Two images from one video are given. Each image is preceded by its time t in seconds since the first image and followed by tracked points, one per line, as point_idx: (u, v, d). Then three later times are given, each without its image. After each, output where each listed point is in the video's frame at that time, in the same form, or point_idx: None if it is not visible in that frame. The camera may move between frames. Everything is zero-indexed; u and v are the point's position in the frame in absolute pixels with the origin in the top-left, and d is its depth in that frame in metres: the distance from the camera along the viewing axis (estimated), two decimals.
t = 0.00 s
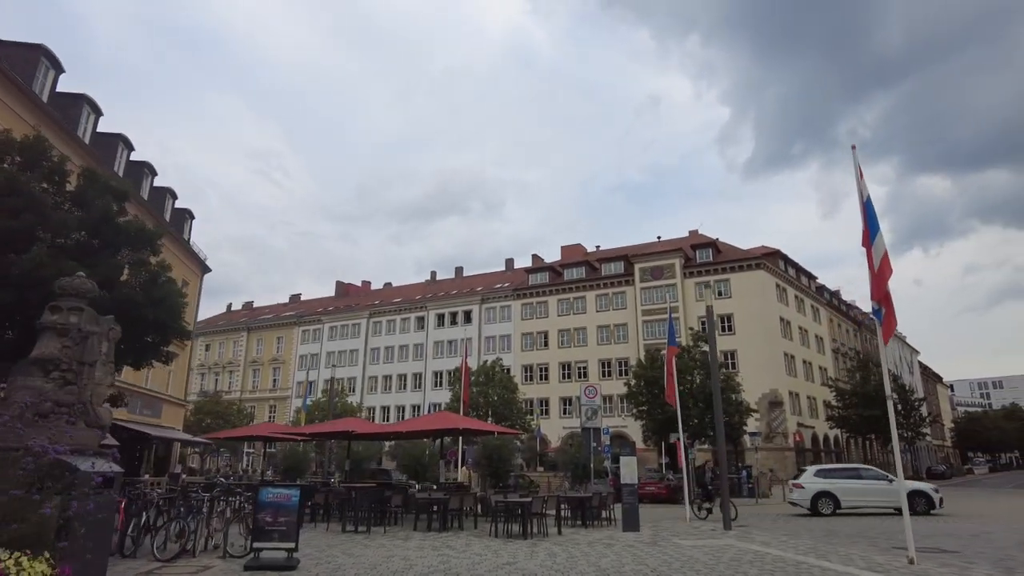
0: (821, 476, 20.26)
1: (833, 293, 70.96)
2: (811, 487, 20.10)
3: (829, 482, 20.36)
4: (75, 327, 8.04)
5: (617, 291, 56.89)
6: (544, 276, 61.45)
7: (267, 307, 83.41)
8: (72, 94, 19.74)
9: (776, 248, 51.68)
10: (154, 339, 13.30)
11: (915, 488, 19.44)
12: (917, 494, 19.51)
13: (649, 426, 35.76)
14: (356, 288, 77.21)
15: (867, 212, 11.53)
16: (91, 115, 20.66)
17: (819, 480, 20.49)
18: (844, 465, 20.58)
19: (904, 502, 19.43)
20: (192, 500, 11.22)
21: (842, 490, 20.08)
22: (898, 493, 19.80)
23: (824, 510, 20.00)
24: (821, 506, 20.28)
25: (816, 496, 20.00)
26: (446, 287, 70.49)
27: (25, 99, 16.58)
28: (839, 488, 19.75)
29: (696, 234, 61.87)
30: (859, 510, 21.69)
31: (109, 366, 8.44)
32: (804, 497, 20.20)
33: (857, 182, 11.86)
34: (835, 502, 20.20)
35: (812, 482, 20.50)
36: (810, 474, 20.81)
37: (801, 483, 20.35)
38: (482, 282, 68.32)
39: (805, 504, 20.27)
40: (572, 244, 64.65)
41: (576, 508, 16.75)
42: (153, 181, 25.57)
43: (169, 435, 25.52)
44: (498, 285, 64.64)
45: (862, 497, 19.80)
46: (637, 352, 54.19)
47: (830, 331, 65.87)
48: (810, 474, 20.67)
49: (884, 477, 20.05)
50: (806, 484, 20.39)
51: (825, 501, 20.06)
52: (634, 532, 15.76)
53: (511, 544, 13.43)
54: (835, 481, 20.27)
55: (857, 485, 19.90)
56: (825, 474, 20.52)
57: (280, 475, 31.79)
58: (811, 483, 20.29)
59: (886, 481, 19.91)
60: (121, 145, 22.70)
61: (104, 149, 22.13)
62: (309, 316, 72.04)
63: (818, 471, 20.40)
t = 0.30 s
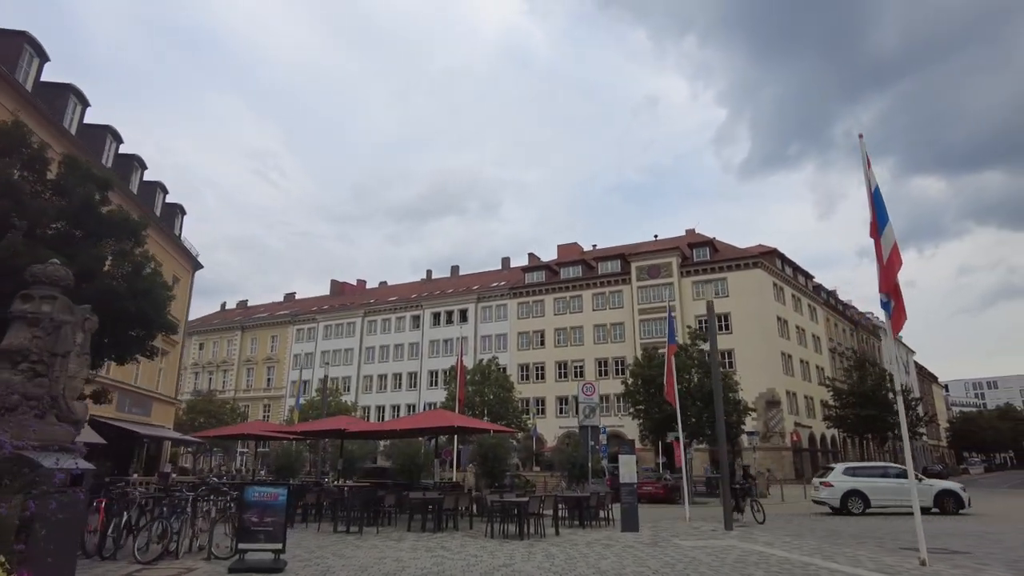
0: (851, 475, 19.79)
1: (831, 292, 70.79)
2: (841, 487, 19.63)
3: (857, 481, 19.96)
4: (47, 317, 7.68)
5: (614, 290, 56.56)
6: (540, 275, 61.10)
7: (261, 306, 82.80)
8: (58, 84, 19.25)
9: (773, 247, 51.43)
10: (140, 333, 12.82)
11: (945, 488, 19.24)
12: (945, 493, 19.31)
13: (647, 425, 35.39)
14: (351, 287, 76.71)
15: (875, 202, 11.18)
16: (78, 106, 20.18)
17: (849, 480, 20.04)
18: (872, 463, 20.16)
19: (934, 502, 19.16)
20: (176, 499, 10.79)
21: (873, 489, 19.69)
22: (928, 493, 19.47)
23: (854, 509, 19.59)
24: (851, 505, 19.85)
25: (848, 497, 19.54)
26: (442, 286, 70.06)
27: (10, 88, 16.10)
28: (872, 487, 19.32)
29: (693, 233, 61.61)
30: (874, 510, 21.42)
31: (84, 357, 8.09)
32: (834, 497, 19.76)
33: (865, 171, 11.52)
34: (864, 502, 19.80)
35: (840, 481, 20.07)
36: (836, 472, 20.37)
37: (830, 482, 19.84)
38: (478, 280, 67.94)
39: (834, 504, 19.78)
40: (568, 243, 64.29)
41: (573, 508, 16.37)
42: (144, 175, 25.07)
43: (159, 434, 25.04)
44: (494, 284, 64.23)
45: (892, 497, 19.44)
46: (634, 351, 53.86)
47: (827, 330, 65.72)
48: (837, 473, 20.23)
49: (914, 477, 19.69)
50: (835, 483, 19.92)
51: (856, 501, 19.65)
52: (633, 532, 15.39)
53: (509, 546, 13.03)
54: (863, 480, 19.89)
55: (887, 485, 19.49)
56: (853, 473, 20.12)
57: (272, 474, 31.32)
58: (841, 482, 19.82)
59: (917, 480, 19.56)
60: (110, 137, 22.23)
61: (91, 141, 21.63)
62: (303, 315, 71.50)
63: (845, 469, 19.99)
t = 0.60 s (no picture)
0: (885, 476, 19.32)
1: (830, 293, 70.45)
2: (877, 488, 19.10)
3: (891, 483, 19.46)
4: (17, 310, 7.42)
5: (613, 289, 56.18)
6: (539, 274, 60.69)
7: (258, 305, 82.32)
8: (47, 74, 18.78)
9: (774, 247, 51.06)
10: (129, 329, 12.31)
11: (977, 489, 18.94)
12: (977, 495, 19.05)
13: (646, 426, 34.95)
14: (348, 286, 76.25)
15: (889, 195, 10.79)
16: (67, 97, 19.69)
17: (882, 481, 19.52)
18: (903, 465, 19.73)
19: (966, 504, 18.85)
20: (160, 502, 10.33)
21: (908, 491, 19.19)
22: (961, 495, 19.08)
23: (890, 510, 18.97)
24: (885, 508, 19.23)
25: (883, 496, 18.97)
26: (440, 285, 69.61)
27: None
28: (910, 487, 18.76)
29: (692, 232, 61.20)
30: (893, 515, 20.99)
31: (57, 351, 7.86)
32: (868, 498, 19.16)
33: (878, 163, 11.12)
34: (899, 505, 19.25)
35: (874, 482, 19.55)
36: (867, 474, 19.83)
37: (865, 483, 19.29)
38: (477, 280, 67.50)
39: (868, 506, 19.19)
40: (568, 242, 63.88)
41: (573, 510, 15.93)
42: (136, 170, 24.61)
43: (151, 432, 24.59)
44: (493, 283, 63.75)
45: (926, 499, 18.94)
46: (632, 351, 53.48)
47: (827, 331, 65.41)
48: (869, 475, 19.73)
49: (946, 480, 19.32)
50: (869, 484, 19.39)
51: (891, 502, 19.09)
52: (635, 536, 14.97)
53: (508, 550, 12.61)
54: (895, 482, 19.47)
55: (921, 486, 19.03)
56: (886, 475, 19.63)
57: (266, 474, 30.87)
58: (875, 483, 19.30)
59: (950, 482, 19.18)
60: (101, 130, 21.76)
61: (82, 134, 21.17)
62: (300, 314, 71.04)
63: (881, 471, 19.49)
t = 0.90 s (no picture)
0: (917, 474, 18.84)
1: (827, 292, 70.24)
2: (909, 487, 18.66)
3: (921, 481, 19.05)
4: None
5: (610, 288, 55.83)
6: (535, 273, 60.31)
7: (252, 304, 81.68)
8: (30, 62, 18.28)
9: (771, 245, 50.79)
10: (112, 322, 11.83)
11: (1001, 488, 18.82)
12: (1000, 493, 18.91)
13: (644, 425, 34.56)
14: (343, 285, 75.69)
15: (899, 183, 10.43)
16: (51, 86, 19.19)
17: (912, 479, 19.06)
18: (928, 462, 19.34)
19: (991, 503, 18.68)
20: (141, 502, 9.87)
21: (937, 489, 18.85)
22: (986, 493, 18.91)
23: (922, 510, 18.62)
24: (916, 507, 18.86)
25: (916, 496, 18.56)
26: (435, 284, 69.14)
27: None
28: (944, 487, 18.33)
29: (689, 231, 60.88)
30: (906, 512, 20.74)
31: (23, 337, 7.80)
32: (901, 497, 18.70)
33: (887, 150, 10.74)
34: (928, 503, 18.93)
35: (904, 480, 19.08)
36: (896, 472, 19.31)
37: (897, 482, 18.78)
38: (473, 278, 67.07)
39: (899, 505, 18.78)
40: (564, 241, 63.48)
41: (570, 510, 15.51)
42: (125, 163, 24.10)
43: (140, 431, 24.09)
44: (489, 282, 63.29)
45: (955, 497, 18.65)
46: (629, 350, 53.14)
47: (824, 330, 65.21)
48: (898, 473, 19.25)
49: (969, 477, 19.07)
50: (900, 483, 18.90)
51: (921, 501, 18.75)
52: (634, 536, 14.57)
53: (503, 551, 12.20)
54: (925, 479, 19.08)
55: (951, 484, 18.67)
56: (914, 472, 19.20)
57: (258, 474, 30.37)
58: (907, 482, 18.84)
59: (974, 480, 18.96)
60: (87, 121, 21.25)
61: (69, 125, 20.68)
62: (295, 313, 70.47)
63: (914, 470, 18.96)
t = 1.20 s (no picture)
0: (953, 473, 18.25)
1: (827, 291, 69.89)
2: (946, 487, 18.09)
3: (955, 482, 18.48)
4: None
5: (609, 287, 55.42)
6: (533, 272, 59.88)
7: (249, 304, 81.16)
8: (17, 53, 17.85)
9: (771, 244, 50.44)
10: (96, 318, 11.40)
11: None
12: None
13: (644, 425, 34.11)
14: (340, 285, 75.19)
15: (913, 173, 10.06)
16: (38, 78, 18.77)
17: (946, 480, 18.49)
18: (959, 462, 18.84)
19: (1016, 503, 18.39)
20: (121, 505, 9.44)
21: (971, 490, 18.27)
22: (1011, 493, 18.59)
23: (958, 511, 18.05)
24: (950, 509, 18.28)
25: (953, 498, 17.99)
26: (433, 284, 68.70)
27: None
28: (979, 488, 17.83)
29: (689, 229, 60.48)
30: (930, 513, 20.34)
31: None
32: (938, 498, 18.08)
33: (901, 138, 10.37)
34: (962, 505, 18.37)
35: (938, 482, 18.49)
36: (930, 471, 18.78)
37: (933, 482, 18.22)
38: (471, 278, 66.68)
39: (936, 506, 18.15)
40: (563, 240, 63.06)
41: (570, 512, 15.11)
42: (116, 158, 23.64)
43: (131, 431, 23.64)
44: (487, 281, 62.87)
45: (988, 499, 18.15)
46: (629, 349, 52.73)
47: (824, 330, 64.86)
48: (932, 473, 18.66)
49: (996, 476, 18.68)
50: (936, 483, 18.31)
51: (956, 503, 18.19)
52: (636, 539, 14.16)
53: (503, 554, 11.79)
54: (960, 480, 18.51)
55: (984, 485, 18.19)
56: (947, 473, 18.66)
57: (252, 474, 29.92)
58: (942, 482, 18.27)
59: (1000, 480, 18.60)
60: (77, 115, 20.81)
61: (57, 118, 20.25)
62: (292, 313, 70.00)
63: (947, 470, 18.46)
